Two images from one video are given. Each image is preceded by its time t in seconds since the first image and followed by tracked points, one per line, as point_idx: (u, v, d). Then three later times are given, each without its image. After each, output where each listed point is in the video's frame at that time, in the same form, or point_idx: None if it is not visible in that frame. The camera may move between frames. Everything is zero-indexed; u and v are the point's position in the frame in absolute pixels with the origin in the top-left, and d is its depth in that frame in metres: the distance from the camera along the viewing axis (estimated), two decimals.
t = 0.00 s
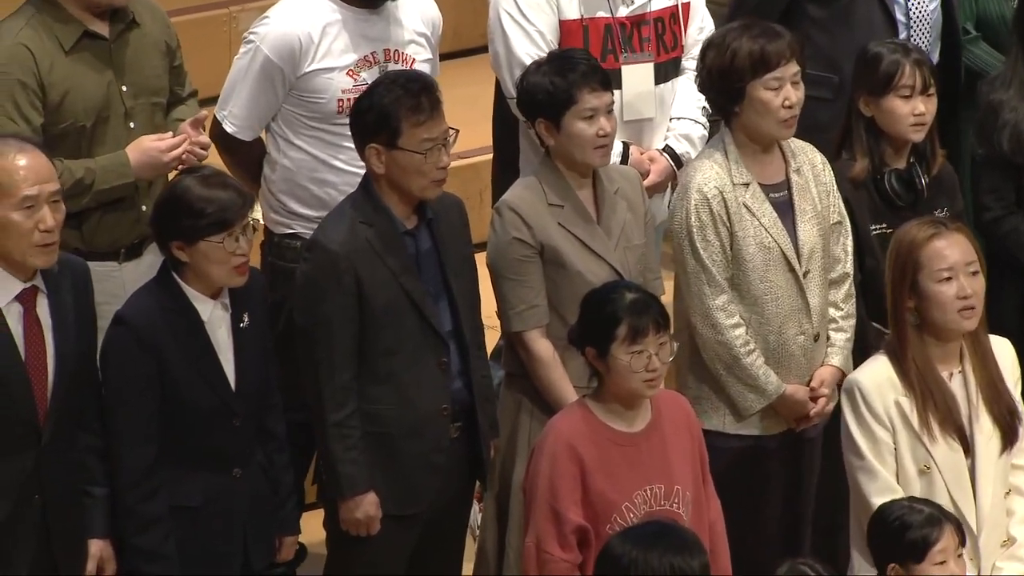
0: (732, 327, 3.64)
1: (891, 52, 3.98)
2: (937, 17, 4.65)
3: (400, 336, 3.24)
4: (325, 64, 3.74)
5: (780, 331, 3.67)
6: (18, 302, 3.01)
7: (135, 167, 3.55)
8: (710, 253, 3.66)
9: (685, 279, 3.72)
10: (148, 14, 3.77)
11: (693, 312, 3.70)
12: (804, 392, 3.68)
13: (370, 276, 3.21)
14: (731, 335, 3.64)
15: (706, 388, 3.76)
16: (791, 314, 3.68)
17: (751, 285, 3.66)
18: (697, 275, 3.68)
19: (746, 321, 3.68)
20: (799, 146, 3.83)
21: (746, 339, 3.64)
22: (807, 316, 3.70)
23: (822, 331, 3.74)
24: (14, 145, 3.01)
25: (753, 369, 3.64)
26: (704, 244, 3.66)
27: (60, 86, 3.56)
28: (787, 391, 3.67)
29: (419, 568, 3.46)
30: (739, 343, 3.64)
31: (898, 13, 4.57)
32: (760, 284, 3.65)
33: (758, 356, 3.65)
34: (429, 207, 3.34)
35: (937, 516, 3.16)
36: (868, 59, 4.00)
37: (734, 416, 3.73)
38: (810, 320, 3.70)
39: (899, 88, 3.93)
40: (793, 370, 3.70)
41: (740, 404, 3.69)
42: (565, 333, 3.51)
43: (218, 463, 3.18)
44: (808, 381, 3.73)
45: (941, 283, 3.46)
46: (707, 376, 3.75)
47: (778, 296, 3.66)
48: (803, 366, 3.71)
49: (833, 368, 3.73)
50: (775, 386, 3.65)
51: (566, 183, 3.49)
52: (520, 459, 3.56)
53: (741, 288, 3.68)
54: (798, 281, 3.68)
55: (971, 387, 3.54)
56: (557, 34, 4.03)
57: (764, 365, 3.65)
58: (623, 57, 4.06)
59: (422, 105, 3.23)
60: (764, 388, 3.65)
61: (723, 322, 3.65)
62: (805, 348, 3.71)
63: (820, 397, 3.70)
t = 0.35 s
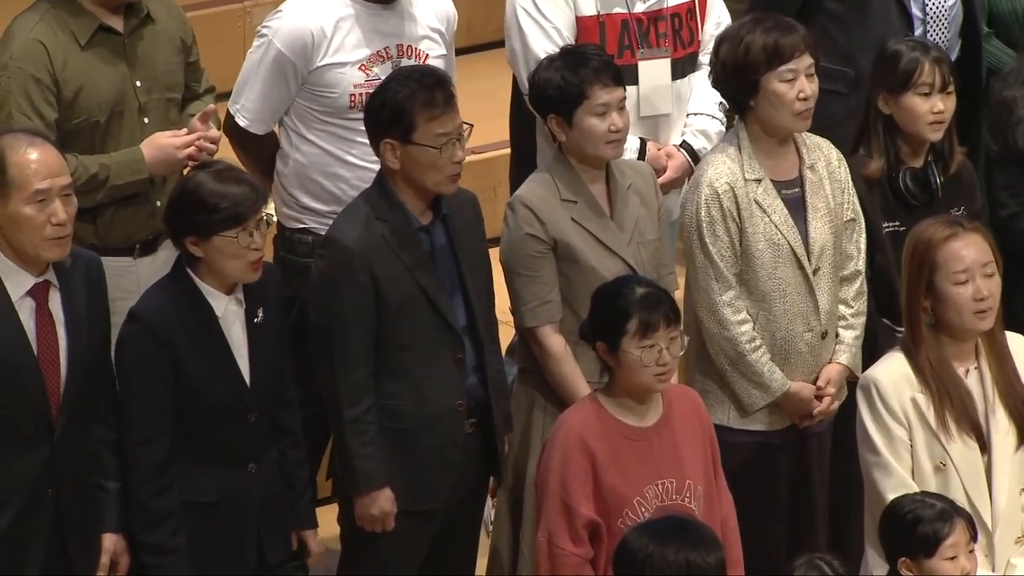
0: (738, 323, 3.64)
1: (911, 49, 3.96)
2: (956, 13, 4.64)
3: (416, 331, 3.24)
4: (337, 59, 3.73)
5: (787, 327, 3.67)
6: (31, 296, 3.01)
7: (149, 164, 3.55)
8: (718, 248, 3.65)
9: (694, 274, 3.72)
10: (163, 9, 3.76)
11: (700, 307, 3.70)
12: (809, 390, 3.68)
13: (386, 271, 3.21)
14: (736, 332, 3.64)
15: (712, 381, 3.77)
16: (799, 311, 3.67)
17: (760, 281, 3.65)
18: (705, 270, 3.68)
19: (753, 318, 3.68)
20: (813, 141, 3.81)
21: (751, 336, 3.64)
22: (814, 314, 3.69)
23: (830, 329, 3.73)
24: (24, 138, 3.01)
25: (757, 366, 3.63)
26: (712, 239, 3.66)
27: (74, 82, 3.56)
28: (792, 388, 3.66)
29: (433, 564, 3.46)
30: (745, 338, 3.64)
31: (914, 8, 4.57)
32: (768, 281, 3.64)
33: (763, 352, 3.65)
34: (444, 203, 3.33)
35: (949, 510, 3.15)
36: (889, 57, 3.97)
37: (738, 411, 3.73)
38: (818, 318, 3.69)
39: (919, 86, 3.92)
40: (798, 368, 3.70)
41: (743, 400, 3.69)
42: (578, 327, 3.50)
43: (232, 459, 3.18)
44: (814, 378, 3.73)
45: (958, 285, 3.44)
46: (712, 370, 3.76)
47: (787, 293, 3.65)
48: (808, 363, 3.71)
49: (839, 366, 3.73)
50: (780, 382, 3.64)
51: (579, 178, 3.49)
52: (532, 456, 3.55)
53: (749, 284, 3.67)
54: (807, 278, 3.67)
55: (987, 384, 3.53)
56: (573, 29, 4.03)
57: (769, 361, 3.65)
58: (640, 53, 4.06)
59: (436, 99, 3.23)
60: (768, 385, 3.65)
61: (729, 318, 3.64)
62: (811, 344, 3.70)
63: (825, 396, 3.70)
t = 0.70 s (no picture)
0: (750, 317, 3.64)
1: (925, 45, 3.94)
2: (973, 9, 4.63)
3: (433, 326, 3.24)
4: (350, 54, 3.73)
5: (800, 321, 3.66)
6: (45, 292, 3.01)
7: (160, 154, 3.55)
8: (727, 243, 3.65)
9: (704, 269, 3.71)
10: (175, 4, 3.76)
11: (711, 302, 3.69)
12: (822, 383, 3.67)
13: (404, 264, 3.21)
14: (748, 326, 3.64)
15: (726, 378, 3.76)
16: (810, 305, 3.66)
17: (770, 276, 3.64)
18: (714, 265, 3.67)
19: (764, 311, 3.67)
20: (820, 135, 3.81)
21: (763, 330, 3.64)
22: (826, 307, 3.68)
23: (842, 321, 3.72)
24: (40, 133, 3.01)
25: (771, 360, 3.63)
26: (721, 234, 3.65)
27: (85, 76, 3.57)
28: (805, 381, 3.65)
29: (447, 558, 3.46)
30: (757, 332, 3.64)
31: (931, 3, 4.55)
32: (778, 275, 3.64)
33: (776, 346, 3.64)
34: (463, 197, 3.34)
35: (961, 505, 3.14)
36: (904, 52, 3.96)
37: (752, 406, 3.72)
38: (830, 311, 3.68)
39: (933, 82, 3.90)
40: (811, 361, 3.69)
41: (758, 395, 3.69)
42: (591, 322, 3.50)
43: (247, 453, 3.19)
44: (827, 372, 3.72)
45: (967, 285, 3.43)
46: (727, 368, 3.75)
47: (797, 287, 3.65)
48: (821, 356, 3.70)
49: (854, 360, 3.72)
50: (793, 376, 3.64)
51: (592, 173, 3.48)
52: (547, 451, 3.57)
53: (759, 278, 3.66)
54: (817, 271, 3.66)
55: (997, 379, 3.52)
56: (592, 25, 4.02)
57: (782, 354, 3.64)
58: (659, 49, 4.05)
59: (461, 93, 3.23)
60: (782, 379, 3.64)
61: (741, 313, 3.64)
62: (824, 338, 3.69)
63: (838, 390, 3.70)
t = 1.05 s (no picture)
0: (755, 311, 3.64)
1: (932, 37, 3.93)
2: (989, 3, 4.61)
3: (446, 322, 3.24)
4: (367, 49, 3.73)
5: (806, 316, 3.65)
6: (59, 287, 3.01)
7: (172, 148, 3.56)
8: (734, 237, 3.65)
9: (711, 263, 3.71)
10: None
11: (717, 296, 3.69)
12: (826, 379, 3.67)
13: (416, 259, 3.21)
14: (754, 320, 3.63)
15: (729, 371, 3.76)
16: (818, 300, 3.65)
17: (777, 270, 3.64)
18: (721, 258, 3.67)
19: (770, 306, 3.66)
20: (834, 130, 3.79)
21: (768, 324, 3.63)
22: (833, 303, 3.67)
23: (850, 317, 3.71)
24: (57, 129, 3.02)
25: (774, 354, 3.63)
26: (729, 228, 3.65)
27: (98, 71, 3.57)
28: (809, 377, 3.66)
29: (461, 553, 3.45)
30: (762, 327, 3.63)
31: None
32: (786, 270, 3.63)
33: (780, 341, 3.64)
34: (476, 194, 3.34)
35: (972, 503, 3.13)
36: (909, 47, 3.95)
37: (756, 400, 3.72)
38: (836, 307, 3.67)
39: (942, 73, 3.89)
40: (817, 357, 3.68)
41: (760, 388, 3.69)
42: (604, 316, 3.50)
43: (260, 448, 3.19)
44: (831, 367, 3.72)
45: (975, 279, 3.42)
46: (730, 361, 3.75)
47: (805, 282, 3.64)
48: (827, 352, 3.69)
49: (859, 356, 3.72)
50: (797, 371, 3.63)
51: (604, 167, 3.48)
52: (560, 444, 3.57)
53: (767, 272, 3.66)
54: (825, 267, 3.65)
55: (1003, 373, 3.52)
56: (606, 20, 4.02)
57: (786, 349, 3.64)
58: (673, 44, 4.04)
59: (470, 88, 3.23)
60: (786, 373, 3.64)
61: (746, 307, 3.64)
62: (830, 333, 3.68)
63: (842, 385, 3.69)
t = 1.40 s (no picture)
0: (770, 307, 3.63)
1: (935, 33, 3.91)
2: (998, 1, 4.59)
3: (462, 319, 3.24)
4: (383, 45, 3.73)
5: (819, 312, 3.64)
6: (70, 282, 2.99)
7: (188, 147, 3.55)
8: (747, 233, 3.64)
9: (724, 259, 3.70)
10: None
11: (731, 292, 3.68)
12: (842, 374, 3.65)
13: (432, 259, 3.21)
14: (768, 316, 3.62)
15: (745, 369, 3.75)
16: (831, 296, 3.64)
17: (790, 266, 3.63)
18: (734, 255, 3.67)
19: (784, 302, 3.65)
20: (844, 127, 3.78)
21: (783, 320, 3.62)
22: (847, 298, 3.66)
23: (864, 313, 3.70)
24: (66, 124, 3.00)
25: (789, 350, 3.61)
26: (741, 224, 3.64)
27: (112, 67, 3.57)
28: (824, 372, 3.63)
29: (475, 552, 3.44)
30: (776, 323, 3.62)
31: None
32: (799, 265, 3.62)
33: (795, 337, 3.62)
34: (492, 192, 3.34)
35: (988, 502, 3.12)
36: (912, 44, 3.94)
37: (772, 396, 3.71)
38: (850, 303, 3.66)
39: (948, 68, 3.87)
40: (831, 353, 3.67)
41: (776, 384, 3.67)
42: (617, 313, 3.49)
43: (273, 444, 3.19)
44: (847, 363, 3.70)
45: (984, 274, 3.40)
46: (744, 357, 3.75)
47: (818, 278, 3.63)
48: (842, 349, 3.68)
49: (873, 352, 3.71)
50: (812, 366, 3.62)
51: (617, 163, 3.47)
52: (573, 440, 3.57)
53: (780, 269, 3.65)
54: (838, 263, 3.64)
55: (1011, 369, 3.51)
56: (616, 17, 4.01)
57: (801, 346, 3.63)
58: (684, 41, 4.03)
59: (484, 84, 3.22)
60: (800, 369, 3.62)
61: (760, 303, 3.63)
62: (845, 329, 3.67)
63: (857, 381, 3.67)
